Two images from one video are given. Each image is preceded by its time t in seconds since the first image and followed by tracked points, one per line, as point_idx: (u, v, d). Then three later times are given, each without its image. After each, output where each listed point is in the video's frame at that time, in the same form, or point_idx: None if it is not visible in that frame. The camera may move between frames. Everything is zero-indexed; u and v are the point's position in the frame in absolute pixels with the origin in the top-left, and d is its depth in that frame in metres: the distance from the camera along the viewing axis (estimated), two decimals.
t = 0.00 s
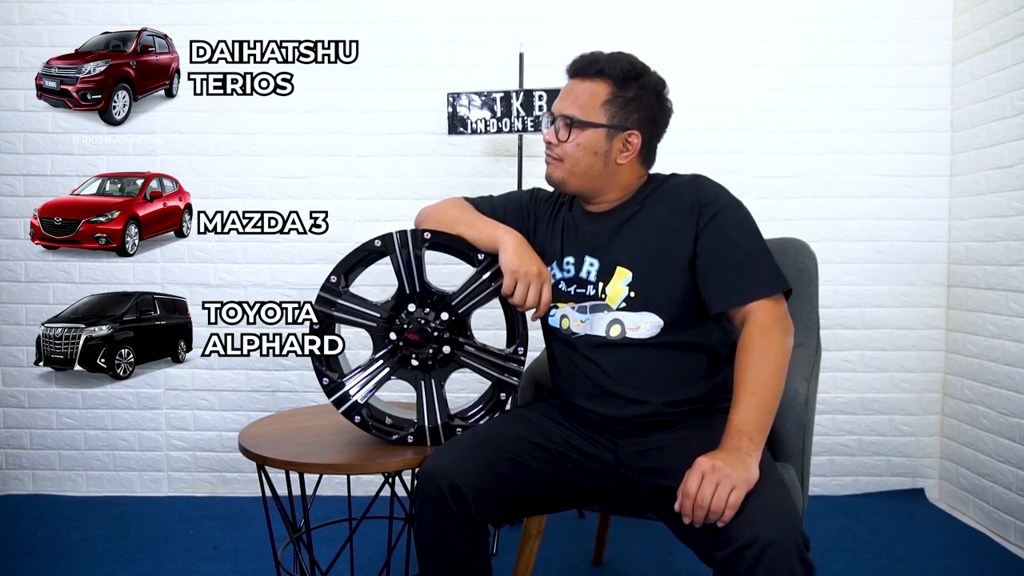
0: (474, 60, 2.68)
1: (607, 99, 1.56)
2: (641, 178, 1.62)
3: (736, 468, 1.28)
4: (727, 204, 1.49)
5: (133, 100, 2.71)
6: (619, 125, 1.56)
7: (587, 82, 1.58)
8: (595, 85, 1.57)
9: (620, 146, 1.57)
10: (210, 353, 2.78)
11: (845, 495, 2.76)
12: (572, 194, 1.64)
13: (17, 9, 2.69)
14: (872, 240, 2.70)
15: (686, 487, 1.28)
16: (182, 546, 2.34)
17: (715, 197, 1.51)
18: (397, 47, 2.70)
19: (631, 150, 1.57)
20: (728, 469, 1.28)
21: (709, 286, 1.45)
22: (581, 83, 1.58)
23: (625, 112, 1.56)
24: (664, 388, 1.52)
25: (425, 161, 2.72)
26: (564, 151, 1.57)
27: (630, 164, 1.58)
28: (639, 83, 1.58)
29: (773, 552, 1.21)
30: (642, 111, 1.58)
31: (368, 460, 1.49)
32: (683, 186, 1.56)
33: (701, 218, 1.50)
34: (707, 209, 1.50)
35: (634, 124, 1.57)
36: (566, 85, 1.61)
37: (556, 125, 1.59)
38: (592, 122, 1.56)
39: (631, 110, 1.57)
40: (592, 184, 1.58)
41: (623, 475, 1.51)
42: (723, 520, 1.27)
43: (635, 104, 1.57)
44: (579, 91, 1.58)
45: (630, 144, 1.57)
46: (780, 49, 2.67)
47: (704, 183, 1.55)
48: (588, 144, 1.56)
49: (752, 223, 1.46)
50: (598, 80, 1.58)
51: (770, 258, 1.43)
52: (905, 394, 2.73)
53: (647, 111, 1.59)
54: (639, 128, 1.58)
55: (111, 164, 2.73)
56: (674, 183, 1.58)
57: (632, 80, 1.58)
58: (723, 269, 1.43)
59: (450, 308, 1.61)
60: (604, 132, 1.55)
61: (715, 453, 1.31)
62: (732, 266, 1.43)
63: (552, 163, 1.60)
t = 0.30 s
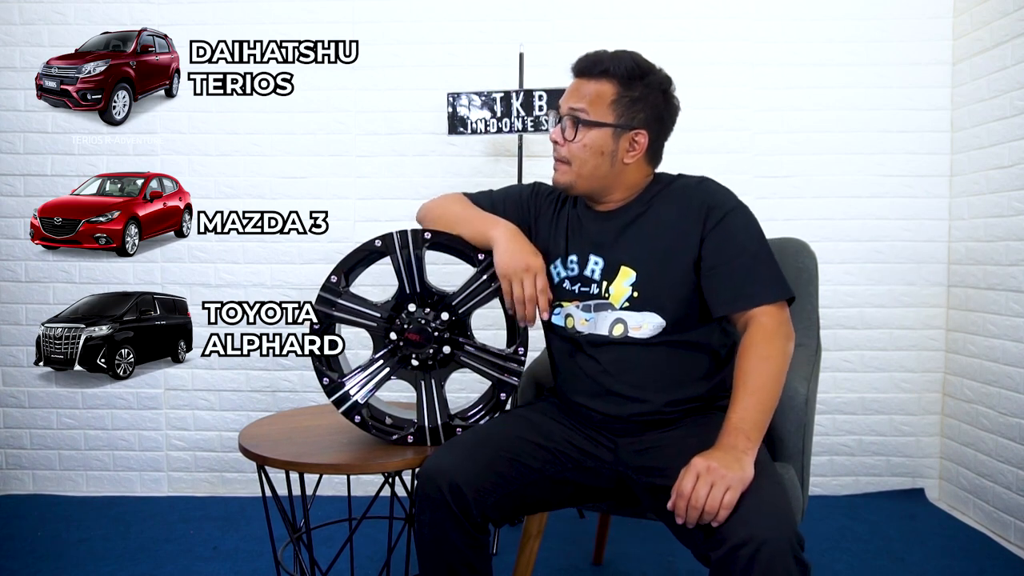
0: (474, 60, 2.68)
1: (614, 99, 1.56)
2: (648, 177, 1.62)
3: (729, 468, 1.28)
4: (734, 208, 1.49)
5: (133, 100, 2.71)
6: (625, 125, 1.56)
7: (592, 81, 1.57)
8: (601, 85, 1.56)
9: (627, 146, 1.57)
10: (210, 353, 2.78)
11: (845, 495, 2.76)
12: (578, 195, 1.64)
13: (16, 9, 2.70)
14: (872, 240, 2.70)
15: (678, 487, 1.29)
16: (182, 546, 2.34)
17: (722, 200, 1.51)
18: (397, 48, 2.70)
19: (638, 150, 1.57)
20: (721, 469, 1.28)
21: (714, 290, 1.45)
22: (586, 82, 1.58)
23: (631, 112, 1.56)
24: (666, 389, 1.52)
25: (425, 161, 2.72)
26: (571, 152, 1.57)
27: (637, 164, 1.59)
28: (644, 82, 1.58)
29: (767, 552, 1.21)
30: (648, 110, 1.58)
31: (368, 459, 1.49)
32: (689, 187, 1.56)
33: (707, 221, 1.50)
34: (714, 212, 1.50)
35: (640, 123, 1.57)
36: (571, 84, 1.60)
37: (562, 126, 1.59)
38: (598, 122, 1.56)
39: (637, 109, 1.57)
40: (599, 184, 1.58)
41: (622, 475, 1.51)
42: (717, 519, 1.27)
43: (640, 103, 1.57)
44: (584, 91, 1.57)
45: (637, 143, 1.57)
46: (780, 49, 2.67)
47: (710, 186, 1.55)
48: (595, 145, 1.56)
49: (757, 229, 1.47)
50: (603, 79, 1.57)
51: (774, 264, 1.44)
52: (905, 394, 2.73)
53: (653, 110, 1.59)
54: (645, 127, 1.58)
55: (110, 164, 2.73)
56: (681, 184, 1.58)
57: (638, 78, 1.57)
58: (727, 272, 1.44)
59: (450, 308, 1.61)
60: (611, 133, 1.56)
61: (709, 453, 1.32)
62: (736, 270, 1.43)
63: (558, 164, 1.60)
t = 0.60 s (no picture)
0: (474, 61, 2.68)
1: (621, 93, 1.54)
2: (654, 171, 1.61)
3: (724, 472, 1.28)
4: (742, 211, 1.49)
5: (133, 100, 2.72)
6: (633, 120, 1.54)
7: (601, 74, 1.55)
8: (609, 79, 1.55)
9: (634, 141, 1.55)
10: (210, 353, 2.78)
11: (845, 495, 2.76)
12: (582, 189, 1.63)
13: (17, 10, 2.70)
14: (872, 240, 2.70)
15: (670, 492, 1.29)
16: (182, 546, 2.34)
17: (730, 203, 1.50)
18: (397, 47, 2.70)
19: (645, 146, 1.56)
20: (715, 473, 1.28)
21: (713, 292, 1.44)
22: (594, 75, 1.56)
23: (639, 106, 1.55)
24: (665, 389, 1.52)
25: (425, 161, 2.72)
26: (577, 147, 1.56)
27: (644, 159, 1.57)
28: (653, 75, 1.56)
29: (765, 555, 1.22)
30: (657, 103, 1.56)
31: (368, 459, 1.49)
32: (693, 187, 1.56)
33: (712, 221, 1.49)
34: (720, 213, 1.49)
35: (648, 118, 1.56)
36: (579, 76, 1.58)
37: (569, 121, 1.57)
38: (605, 117, 1.54)
39: (645, 103, 1.55)
40: (604, 179, 1.57)
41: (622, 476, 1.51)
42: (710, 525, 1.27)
43: (648, 97, 1.55)
44: (592, 85, 1.56)
45: (644, 139, 1.56)
46: (780, 49, 2.67)
47: (717, 187, 1.54)
48: (602, 140, 1.54)
49: (763, 237, 1.46)
50: (611, 73, 1.55)
51: (776, 274, 1.43)
52: (905, 394, 2.73)
53: (662, 104, 1.57)
54: (653, 121, 1.56)
55: (110, 164, 2.73)
56: (689, 182, 1.58)
57: (647, 71, 1.55)
58: (728, 277, 1.43)
59: (448, 308, 1.61)
60: (618, 128, 1.54)
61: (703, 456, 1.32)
62: (739, 274, 1.42)
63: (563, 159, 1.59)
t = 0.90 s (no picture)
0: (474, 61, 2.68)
1: (641, 88, 1.55)
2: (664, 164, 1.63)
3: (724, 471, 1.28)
4: (742, 207, 1.49)
5: (133, 100, 2.72)
6: (654, 114, 1.56)
7: (618, 70, 1.55)
8: (628, 74, 1.55)
9: (654, 135, 1.57)
10: (210, 353, 2.78)
11: (845, 495, 2.76)
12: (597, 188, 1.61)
13: (17, 9, 2.70)
14: (872, 240, 2.70)
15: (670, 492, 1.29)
16: (182, 546, 2.34)
17: (731, 199, 1.50)
18: (397, 47, 2.70)
19: (662, 139, 1.59)
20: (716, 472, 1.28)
21: (715, 288, 1.45)
22: (611, 72, 1.55)
23: (657, 100, 1.57)
24: (666, 388, 1.52)
25: (425, 161, 2.72)
26: (604, 145, 1.54)
27: (660, 153, 1.60)
28: (663, 70, 1.58)
29: (766, 555, 1.22)
30: (669, 97, 1.59)
31: (368, 459, 1.49)
32: (693, 184, 1.56)
33: (713, 217, 1.49)
34: (720, 208, 1.50)
35: (665, 111, 1.58)
36: (593, 73, 1.57)
37: (590, 118, 1.55)
38: (630, 113, 1.54)
39: (660, 96, 1.58)
40: (629, 175, 1.57)
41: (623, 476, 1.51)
42: (712, 524, 1.27)
43: (662, 92, 1.57)
44: (609, 83, 1.55)
45: (662, 132, 1.58)
46: (780, 49, 2.67)
47: (718, 184, 1.55)
48: (628, 135, 1.54)
49: (763, 231, 1.46)
50: (628, 68, 1.55)
51: (777, 268, 1.43)
52: (905, 394, 2.73)
53: (671, 98, 1.60)
54: (668, 115, 1.59)
55: (110, 164, 2.73)
56: (689, 179, 1.58)
57: (658, 67, 1.57)
58: (728, 272, 1.44)
59: (444, 307, 1.62)
60: (642, 123, 1.55)
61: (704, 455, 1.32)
62: (739, 269, 1.43)
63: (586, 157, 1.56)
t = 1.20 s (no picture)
0: (474, 61, 2.68)
1: (652, 89, 1.60)
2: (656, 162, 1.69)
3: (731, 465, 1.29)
4: (741, 208, 1.50)
5: (133, 100, 2.72)
6: (661, 114, 1.62)
7: (633, 72, 1.58)
8: (643, 76, 1.58)
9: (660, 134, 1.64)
10: (210, 353, 2.78)
11: (845, 495, 2.76)
12: (612, 191, 1.61)
13: (17, 10, 2.70)
14: (872, 240, 2.70)
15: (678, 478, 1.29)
16: (182, 546, 2.34)
17: (729, 201, 1.52)
18: (397, 47, 2.70)
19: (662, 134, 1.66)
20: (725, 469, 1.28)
21: (716, 288, 1.45)
22: (627, 74, 1.57)
23: (661, 100, 1.62)
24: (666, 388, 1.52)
25: (425, 161, 2.72)
26: (631, 146, 1.56)
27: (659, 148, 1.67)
28: (660, 71, 1.64)
29: (770, 552, 1.21)
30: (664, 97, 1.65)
31: (367, 459, 1.49)
32: (692, 187, 1.58)
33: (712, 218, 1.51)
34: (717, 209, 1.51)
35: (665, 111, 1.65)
36: (610, 75, 1.57)
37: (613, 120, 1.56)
38: (649, 114, 1.58)
39: (661, 97, 1.64)
40: (646, 174, 1.61)
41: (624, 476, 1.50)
42: (722, 522, 1.28)
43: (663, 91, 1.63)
44: (625, 85, 1.56)
45: (662, 130, 1.66)
46: (780, 49, 2.67)
47: (716, 186, 1.56)
48: (649, 135, 1.59)
49: (762, 232, 1.47)
50: (640, 71, 1.59)
51: (777, 268, 1.44)
52: (905, 394, 2.73)
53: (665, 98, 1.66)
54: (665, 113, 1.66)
55: (110, 164, 2.73)
56: (688, 182, 1.59)
57: (658, 68, 1.62)
58: (729, 272, 1.44)
59: (439, 306, 1.63)
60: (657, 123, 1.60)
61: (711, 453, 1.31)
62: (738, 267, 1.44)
63: (613, 160, 1.57)
